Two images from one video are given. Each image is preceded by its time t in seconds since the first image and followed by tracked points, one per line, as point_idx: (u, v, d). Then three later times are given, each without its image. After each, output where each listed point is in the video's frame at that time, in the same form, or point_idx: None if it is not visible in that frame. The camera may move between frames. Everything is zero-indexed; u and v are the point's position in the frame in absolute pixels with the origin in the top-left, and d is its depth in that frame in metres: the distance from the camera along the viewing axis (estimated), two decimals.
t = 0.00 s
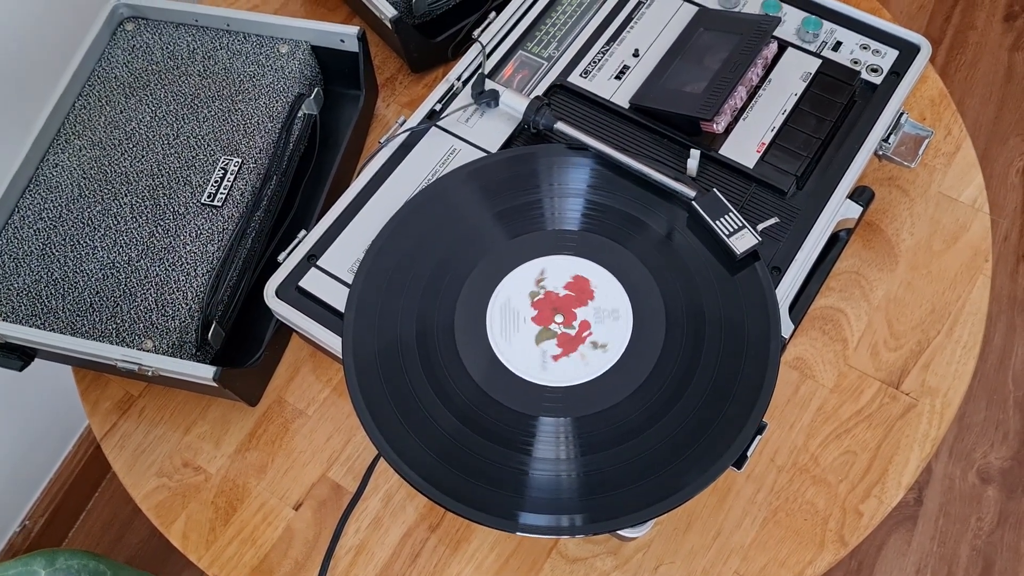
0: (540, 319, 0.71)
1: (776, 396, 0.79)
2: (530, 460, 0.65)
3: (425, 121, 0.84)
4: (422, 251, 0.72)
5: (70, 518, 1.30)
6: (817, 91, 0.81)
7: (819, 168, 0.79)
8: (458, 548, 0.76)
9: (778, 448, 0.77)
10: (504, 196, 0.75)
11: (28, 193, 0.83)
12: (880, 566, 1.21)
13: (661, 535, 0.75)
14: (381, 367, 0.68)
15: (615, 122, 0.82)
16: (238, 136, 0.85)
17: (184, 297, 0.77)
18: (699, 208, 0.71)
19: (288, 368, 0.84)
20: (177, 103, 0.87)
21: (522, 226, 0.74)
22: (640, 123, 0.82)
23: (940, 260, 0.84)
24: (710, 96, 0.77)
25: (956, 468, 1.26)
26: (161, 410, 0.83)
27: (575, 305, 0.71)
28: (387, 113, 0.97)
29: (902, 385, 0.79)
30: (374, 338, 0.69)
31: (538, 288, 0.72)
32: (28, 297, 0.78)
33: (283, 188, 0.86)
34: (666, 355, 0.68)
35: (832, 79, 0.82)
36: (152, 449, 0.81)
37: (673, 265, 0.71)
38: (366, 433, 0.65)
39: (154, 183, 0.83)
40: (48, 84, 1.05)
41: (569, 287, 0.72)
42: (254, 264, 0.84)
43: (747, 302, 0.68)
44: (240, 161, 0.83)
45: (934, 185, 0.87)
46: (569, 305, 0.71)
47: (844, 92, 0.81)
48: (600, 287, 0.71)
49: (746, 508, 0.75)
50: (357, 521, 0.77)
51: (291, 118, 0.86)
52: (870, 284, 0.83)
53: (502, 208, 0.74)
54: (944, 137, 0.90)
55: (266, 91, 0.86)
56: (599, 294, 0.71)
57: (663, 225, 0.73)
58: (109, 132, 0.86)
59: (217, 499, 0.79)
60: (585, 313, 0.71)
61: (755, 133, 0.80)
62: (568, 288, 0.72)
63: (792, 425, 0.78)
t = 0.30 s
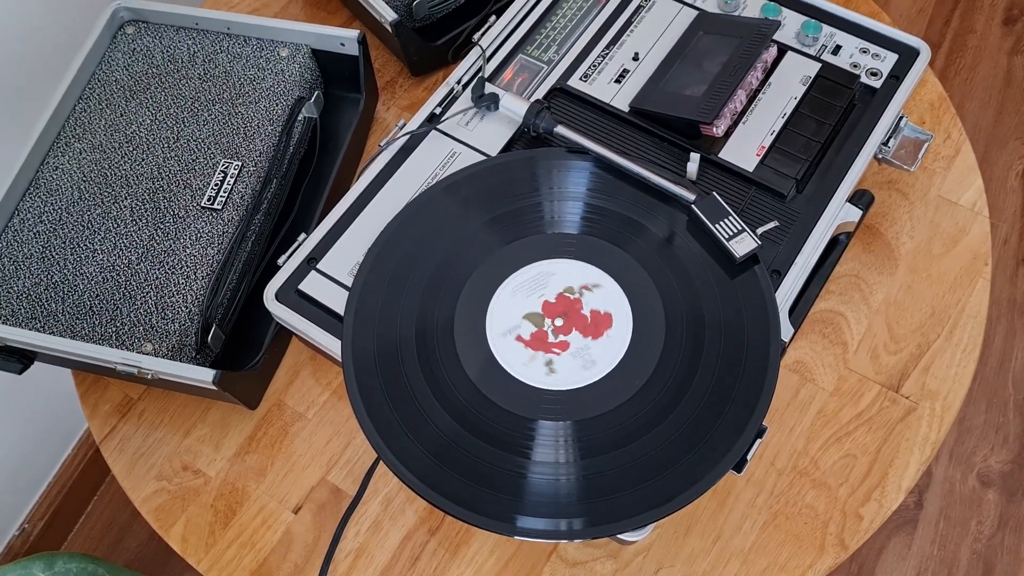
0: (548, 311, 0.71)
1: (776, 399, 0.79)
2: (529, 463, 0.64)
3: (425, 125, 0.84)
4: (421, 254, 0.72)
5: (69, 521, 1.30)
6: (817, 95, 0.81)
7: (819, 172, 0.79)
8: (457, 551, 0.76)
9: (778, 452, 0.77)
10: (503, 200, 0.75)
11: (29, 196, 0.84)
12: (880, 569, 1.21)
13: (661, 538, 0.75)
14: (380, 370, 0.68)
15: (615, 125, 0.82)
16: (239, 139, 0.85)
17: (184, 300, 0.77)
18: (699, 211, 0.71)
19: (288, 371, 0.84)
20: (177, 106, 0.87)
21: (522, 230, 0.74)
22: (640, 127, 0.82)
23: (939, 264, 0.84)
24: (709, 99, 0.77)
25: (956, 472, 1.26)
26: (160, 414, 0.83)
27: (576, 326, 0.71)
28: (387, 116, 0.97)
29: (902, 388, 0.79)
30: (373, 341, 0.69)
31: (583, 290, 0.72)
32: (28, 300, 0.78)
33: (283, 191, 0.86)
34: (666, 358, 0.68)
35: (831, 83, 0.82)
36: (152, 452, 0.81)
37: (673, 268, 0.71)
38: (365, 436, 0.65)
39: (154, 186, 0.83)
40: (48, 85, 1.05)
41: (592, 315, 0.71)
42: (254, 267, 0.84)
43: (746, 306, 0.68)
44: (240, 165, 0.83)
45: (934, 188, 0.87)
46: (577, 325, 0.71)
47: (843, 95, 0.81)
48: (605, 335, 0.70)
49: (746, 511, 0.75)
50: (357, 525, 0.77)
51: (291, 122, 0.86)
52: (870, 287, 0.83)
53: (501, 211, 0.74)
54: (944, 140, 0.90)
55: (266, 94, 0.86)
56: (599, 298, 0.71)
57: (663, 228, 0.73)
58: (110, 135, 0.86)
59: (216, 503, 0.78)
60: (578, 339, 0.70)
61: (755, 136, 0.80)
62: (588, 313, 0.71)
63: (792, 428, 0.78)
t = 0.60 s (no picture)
0: (564, 313, 0.71)
1: (776, 403, 0.79)
2: (530, 467, 0.64)
3: (425, 129, 0.84)
4: (422, 259, 0.73)
5: (68, 526, 1.30)
6: (817, 99, 0.81)
7: (819, 176, 0.79)
8: (457, 556, 0.75)
9: (778, 456, 0.77)
10: (502, 205, 0.75)
11: (29, 200, 0.84)
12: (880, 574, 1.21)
13: (661, 543, 0.75)
14: (380, 374, 0.68)
15: (615, 129, 0.82)
16: (239, 143, 0.85)
17: (184, 304, 0.77)
18: (699, 216, 0.71)
19: (288, 375, 0.84)
20: (177, 110, 0.87)
21: (523, 234, 0.74)
22: (640, 131, 0.82)
23: (939, 268, 0.84)
24: (709, 104, 0.77)
25: (956, 476, 1.26)
26: (160, 417, 0.83)
27: (561, 342, 0.70)
28: (387, 120, 0.97)
29: (902, 392, 0.79)
30: (373, 346, 0.69)
31: (597, 330, 0.70)
32: (27, 303, 0.78)
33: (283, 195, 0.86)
34: (666, 362, 0.68)
35: (831, 87, 0.82)
36: (151, 456, 0.81)
37: (673, 272, 0.72)
38: (364, 440, 0.65)
39: (154, 190, 0.83)
40: (48, 88, 1.05)
41: (580, 349, 0.70)
42: (254, 271, 0.84)
43: (747, 310, 0.68)
44: (240, 168, 0.83)
45: (934, 192, 0.87)
46: (564, 342, 0.70)
47: (843, 99, 0.81)
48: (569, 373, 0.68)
49: (746, 516, 0.75)
50: (356, 529, 0.77)
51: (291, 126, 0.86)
52: (870, 291, 0.83)
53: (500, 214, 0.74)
54: (944, 145, 0.90)
55: (266, 98, 0.86)
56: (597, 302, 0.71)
57: (663, 233, 0.73)
58: (109, 139, 0.86)
59: (216, 507, 0.78)
60: (550, 351, 0.70)
61: (755, 140, 0.80)
62: (578, 343, 0.70)
63: (792, 432, 0.78)
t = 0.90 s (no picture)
0: (577, 327, 0.71)
1: (778, 406, 0.79)
2: (531, 470, 0.64)
3: (426, 131, 0.84)
4: (423, 262, 0.73)
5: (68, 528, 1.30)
6: (819, 102, 0.82)
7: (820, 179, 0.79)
8: (458, 558, 0.75)
9: (779, 459, 0.77)
10: (503, 209, 0.75)
11: (29, 201, 0.83)
12: None
13: (662, 545, 0.75)
14: (381, 376, 0.68)
15: (616, 132, 0.82)
16: (239, 145, 0.85)
17: (184, 306, 0.77)
18: (700, 218, 0.71)
19: (288, 377, 0.84)
20: (177, 112, 0.87)
21: (524, 236, 0.74)
22: (641, 134, 0.82)
23: (940, 271, 0.83)
24: (710, 107, 0.77)
25: (957, 479, 1.26)
26: (161, 420, 0.83)
27: (546, 338, 0.70)
28: (388, 122, 0.97)
29: (903, 395, 0.79)
30: (374, 348, 0.69)
31: (577, 357, 0.69)
32: (28, 305, 0.78)
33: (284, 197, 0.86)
34: (666, 365, 0.68)
35: (832, 90, 0.83)
36: (152, 459, 0.81)
37: (674, 275, 0.72)
38: (365, 442, 0.65)
39: (154, 192, 0.83)
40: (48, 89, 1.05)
41: (546, 355, 0.69)
42: (255, 273, 0.84)
43: (748, 312, 0.68)
44: (241, 171, 0.83)
45: (935, 195, 0.87)
46: (547, 341, 0.70)
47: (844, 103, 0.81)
48: (520, 351, 0.70)
49: (747, 519, 0.75)
50: (357, 532, 0.77)
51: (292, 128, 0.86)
52: (870, 294, 0.83)
53: (502, 217, 0.75)
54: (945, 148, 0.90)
55: (267, 100, 0.86)
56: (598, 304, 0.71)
57: (664, 235, 0.73)
58: (110, 141, 0.86)
59: (216, 509, 0.78)
60: (532, 326, 0.71)
61: (756, 143, 0.80)
62: (548, 355, 0.70)
63: (793, 435, 0.78)
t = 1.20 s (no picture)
0: (568, 344, 0.70)
1: (778, 406, 0.79)
2: (531, 470, 0.64)
3: (426, 131, 0.84)
4: (422, 262, 0.73)
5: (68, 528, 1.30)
6: (818, 102, 0.82)
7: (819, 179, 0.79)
8: (458, 558, 0.75)
9: (779, 459, 0.77)
10: (503, 209, 0.75)
11: (29, 201, 0.84)
12: None
13: (661, 545, 0.75)
14: (381, 375, 0.68)
15: (615, 132, 0.82)
16: (240, 145, 0.85)
17: (185, 305, 0.77)
18: (701, 218, 0.71)
19: (288, 377, 0.84)
20: (178, 112, 0.87)
21: (524, 236, 0.74)
22: (641, 134, 0.82)
23: (940, 272, 0.83)
24: (710, 107, 0.77)
25: (957, 479, 1.26)
26: (161, 420, 0.83)
27: (545, 321, 0.71)
28: (388, 122, 0.97)
29: (903, 395, 0.79)
30: (374, 347, 0.69)
31: (539, 357, 0.70)
32: (27, 305, 0.78)
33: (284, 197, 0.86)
34: (666, 365, 0.68)
35: (833, 90, 0.83)
36: (152, 459, 0.81)
37: (674, 275, 0.71)
38: (365, 442, 0.65)
39: (155, 192, 0.83)
40: (49, 89, 1.05)
41: (524, 330, 0.71)
42: (255, 273, 0.84)
43: (748, 312, 0.68)
44: (241, 170, 0.83)
45: (935, 195, 0.87)
46: (542, 325, 0.71)
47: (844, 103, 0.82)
48: (513, 313, 0.71)
49: (747, 519, 0.75)
50: (357, 532, 0.77)
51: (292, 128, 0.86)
52: (870, 294, 0.83)
53: (502, 218, 0.75)
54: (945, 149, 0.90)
55: (267, 101, 0.86)
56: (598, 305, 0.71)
57: (664, 236, 0.73)
58: (111, 141, 0.86)
59: (217, 510, 0.78)
60: (548, 305, 0.72)
61: (756, 143, 0.80)
62: (524, 335, 0.71)
63: (793, 435, 0.78)
